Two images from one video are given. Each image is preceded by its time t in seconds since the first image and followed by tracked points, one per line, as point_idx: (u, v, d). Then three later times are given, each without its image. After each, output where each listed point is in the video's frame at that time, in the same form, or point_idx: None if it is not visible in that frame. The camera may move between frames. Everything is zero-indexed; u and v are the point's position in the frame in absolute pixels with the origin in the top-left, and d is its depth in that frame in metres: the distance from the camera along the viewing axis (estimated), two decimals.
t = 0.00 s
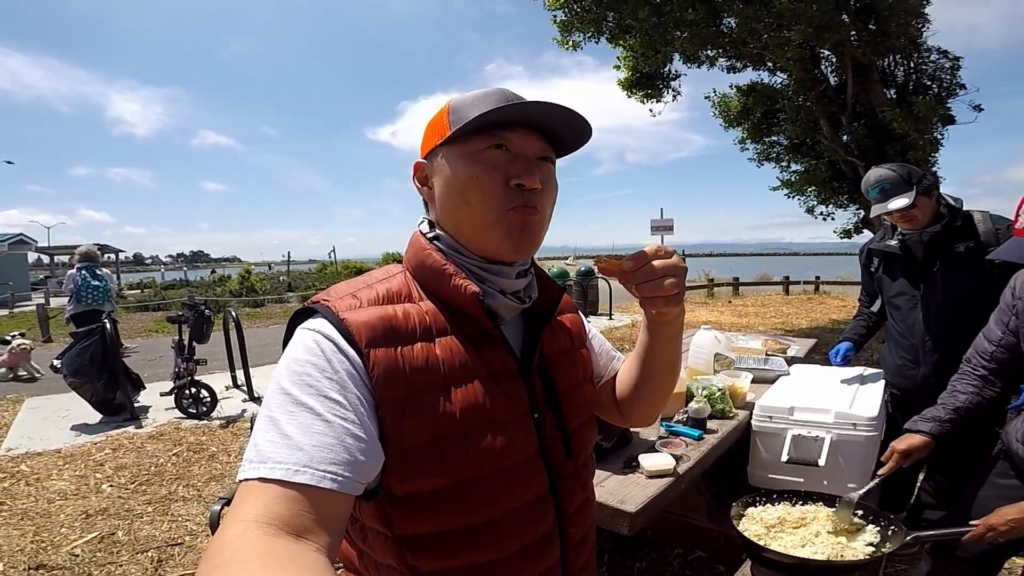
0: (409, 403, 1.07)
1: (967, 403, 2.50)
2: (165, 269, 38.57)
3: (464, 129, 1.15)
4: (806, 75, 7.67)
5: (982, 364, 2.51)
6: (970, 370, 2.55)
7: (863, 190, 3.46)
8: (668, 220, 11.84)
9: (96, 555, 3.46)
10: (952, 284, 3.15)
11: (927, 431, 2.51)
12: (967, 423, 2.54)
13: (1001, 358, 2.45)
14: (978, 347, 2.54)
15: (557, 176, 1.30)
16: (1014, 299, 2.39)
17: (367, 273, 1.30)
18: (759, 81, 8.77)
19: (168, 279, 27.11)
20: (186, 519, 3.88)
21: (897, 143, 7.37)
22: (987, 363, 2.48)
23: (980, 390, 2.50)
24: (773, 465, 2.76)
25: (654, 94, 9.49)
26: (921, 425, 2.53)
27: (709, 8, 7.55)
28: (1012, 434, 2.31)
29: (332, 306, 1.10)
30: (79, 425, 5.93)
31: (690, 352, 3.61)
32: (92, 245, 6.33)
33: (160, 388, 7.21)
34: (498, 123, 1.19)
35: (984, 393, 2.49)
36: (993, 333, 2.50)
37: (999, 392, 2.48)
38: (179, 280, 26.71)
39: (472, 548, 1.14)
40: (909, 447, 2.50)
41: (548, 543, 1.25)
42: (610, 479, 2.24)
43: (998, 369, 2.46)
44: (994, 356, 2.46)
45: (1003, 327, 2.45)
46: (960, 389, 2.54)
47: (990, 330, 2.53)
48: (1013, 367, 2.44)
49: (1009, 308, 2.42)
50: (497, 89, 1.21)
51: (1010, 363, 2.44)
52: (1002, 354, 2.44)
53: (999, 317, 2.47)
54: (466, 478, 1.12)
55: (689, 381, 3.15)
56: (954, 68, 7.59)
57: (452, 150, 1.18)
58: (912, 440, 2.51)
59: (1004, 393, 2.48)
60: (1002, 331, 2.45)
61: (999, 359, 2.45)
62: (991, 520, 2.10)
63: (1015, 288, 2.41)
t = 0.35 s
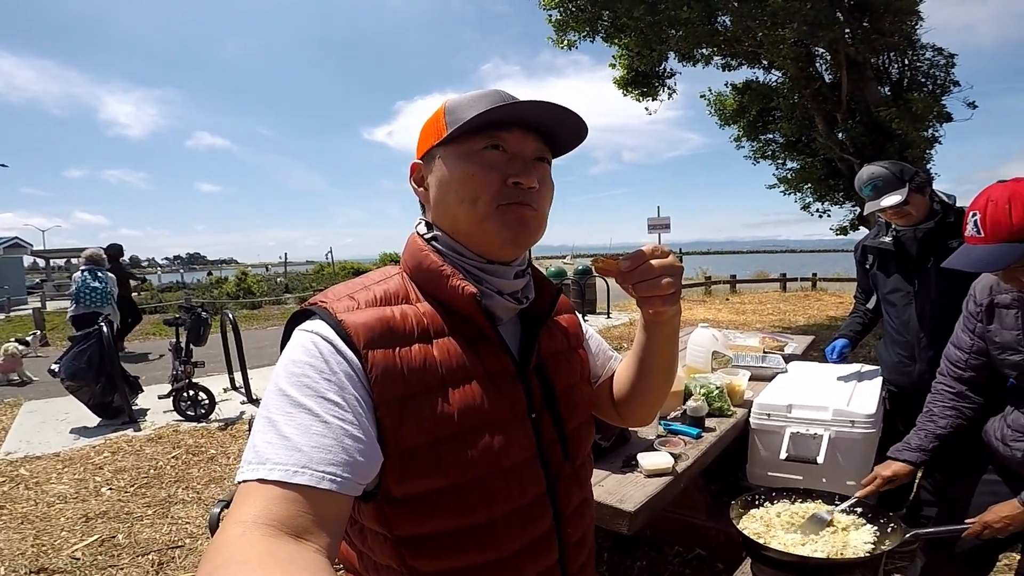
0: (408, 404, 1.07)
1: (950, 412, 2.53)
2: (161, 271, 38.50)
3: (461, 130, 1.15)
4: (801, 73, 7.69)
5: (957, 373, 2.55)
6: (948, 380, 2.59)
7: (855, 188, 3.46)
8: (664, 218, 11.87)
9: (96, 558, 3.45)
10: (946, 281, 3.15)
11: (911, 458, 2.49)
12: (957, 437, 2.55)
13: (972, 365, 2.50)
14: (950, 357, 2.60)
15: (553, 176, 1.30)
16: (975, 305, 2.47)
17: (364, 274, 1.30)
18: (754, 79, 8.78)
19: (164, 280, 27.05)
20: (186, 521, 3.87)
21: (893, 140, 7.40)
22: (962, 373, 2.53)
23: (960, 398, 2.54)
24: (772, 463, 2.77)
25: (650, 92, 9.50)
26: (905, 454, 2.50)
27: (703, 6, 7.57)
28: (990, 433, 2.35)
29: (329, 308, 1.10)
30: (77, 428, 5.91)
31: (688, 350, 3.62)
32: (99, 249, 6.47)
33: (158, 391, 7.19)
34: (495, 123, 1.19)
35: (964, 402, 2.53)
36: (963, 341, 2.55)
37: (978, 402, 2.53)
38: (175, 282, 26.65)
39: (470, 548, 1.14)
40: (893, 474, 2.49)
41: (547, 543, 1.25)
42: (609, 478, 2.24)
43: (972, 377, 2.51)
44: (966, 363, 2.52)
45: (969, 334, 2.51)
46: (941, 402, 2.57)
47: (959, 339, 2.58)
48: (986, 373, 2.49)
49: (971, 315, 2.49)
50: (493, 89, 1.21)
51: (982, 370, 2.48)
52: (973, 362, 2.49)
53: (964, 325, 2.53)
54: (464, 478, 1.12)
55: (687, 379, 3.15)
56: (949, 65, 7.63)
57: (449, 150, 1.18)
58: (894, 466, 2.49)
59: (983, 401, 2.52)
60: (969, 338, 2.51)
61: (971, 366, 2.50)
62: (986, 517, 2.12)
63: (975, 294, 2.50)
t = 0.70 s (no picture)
0: (404, 405, 1.06)
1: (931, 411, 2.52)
2: (159, 271, 38.51)
3: (459, 130, 1.15)
4: (801, 72, 7.69)
5: (929, 374, 2.55)
6: (919, 380, 2.59)
7: (853, 188, 3.46)
8: (663, 218, 11.88)
9: (94, 557, 3.44)
10: (943, 280, 3.15)
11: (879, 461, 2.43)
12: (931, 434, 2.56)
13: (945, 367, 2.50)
14: (922, 357, 2.59)
15: (551, 177, 1.29)
16: (952, 309, 2.47)
17: (362, 276, 1.29)
18: (753, 79, 8.78)
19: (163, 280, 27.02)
20: (184, 520, 3.86)
21: (892, 140, 7.40)
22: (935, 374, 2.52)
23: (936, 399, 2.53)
24: (770, 464, 2.77)
25: (650, 91, 9.50)
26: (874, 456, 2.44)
27: (703, 5, 7.57)
28: (975, 436, 2.35)
29: (326, 308, 1.10)
30: (75, 427, 5.91)
31: (687, 350, 3.61)
32: (97, 248, 6.45)
33: (156, 390, 7.18)
34: (493, 124, 1.18)
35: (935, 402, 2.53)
36: (937, 343, 2.54)
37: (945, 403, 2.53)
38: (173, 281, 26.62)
39: (468, 549, 1.14)
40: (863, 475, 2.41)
41: (543, 544, 1.25)
42: (607, 479, 2.23)
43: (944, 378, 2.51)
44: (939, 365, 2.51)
45: (945, 336, 2.50)
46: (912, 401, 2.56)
47: (934, 340, 2.57)
48: (958, 374, 2.49)
49: (947, 318, 2.49)
50: (491, 90, 1.20)
51: (954, 371, 2.49)
52: (947, 363, 2.49)
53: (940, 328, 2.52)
54: (461, 479, 1.12)
55: (686, 379, 3.15)
56: (948, 64, 7.63)
57: (447, 150, 1.17)
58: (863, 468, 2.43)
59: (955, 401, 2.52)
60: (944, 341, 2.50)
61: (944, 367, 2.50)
62: (983, 519, 2.12)
63: (950, 297, 2.50)
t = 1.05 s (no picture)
0: (404, 405, 1.06)
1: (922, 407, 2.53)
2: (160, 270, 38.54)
3: (461, 130, 1.14)
4: (802, 72, 7.68)
5: (921, 372, 2.56)
6: (909, 378, 2.59)
7: (854, 187, 3.46)
8: (664, 217, 11.87)
9: (95, 556, 3.44)
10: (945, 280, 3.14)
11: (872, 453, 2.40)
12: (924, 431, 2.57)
13: (938, 365, 2.52)
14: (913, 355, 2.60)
15: (552, 178, 1.29)
16: (949, 310, 2.46)
17: (362, 275, 1.29)
18: (754, 78, 8.77)
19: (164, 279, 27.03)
20: (184, 520, 3.86)
21: (894, 138, 7.39)
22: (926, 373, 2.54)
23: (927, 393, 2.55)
24: (771, 464, 2.77)
25: (651, 91, 9.49)
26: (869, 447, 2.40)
27: (704, 5, 7.56)
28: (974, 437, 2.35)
29: (327, 308, 1.09)
30: (76, 427, 5.91)
31: (687, 350, 3.61)
32: (88, 246, 6.32)
33: (157, 389, 7.18)
34: (494, 124, 1.18)
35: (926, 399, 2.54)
36: (930, 342, 2.55)
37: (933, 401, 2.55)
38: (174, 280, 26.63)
39: (468, 549, 1.13)
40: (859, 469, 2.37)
41: (543, 544, 1.25)
42: (608, 479, 2.23)
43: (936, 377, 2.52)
44: (932, 363, 2.53)
45: (940, 336, 2.51)
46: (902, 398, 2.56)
47: (926, 339, 2.58)
48: (951, 371, 2.51)
49: (945, 318, 2.48)
50: (492, 91, 1.20)
51: (948, 369, 2.51)
52: (941, 362, 2.51)
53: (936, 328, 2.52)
54: (461, 478, 1.11)
55: (687, 379, 3.14)
56: (950, 63, 7.62)
57: (448, 150, 1.16)
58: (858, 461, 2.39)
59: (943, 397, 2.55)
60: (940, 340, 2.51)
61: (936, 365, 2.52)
62: (987, 519, 2.10)
63: (949, 298, 2.49)
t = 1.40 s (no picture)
0: (406, 405, 1.06)
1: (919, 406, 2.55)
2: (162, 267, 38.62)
3: (463, 131, 1.14)
4: (804, 73, 7.67)
5: (922, 369, 2.58)
6: (909, 374, 2.62)
7: (856, 189, 3.46)
8: (665, 217, 11.87)
9: (95, 555, 3.44)
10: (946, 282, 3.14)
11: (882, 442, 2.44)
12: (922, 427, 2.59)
13: (938, 363, 2.54)
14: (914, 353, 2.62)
15: (553, 179, 1.28)
16: (953, 309, 2.46)
17: (365, 276, 1.29)
18: (757, 78, 8.76)
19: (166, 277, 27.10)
20: (185, 519, 3.86)
21: (896, 140, 7.38)
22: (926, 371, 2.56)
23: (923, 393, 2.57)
24: (772, 464, 2.77)
25: (653, 91, 9.48)
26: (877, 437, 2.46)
27: (706, 5, 7.55)
28: (976, 436, 2.34)
29: (330, 308, 1.09)
30: (76, 425, 5.91)
31: (688, 351, 3.61)
32: (86, 245, 6.30)
33: (158, 387, 7.20)
34: (497, 125, 1.18)
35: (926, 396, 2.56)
36: (931, 341, 2.57)
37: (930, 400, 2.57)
38: (175, 278, 26.68)
39: (468, 549, 1.13)
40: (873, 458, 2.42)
41: (543, 544, 1.24)
42: (609, 479, 2.23)
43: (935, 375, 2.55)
44: (932, 360, 2.55)
45: (941, 335, 2.52)
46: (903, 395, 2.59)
47: (927, 337, 2.60)
48: (951, 369, 2.53)
49: (948, 317, 2.49)
50: (495, 92, 1.20)
51: (948, 368, 2.53)
52: (940, 360, 2.53)
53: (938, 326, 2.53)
54: (462, 479, 1.11)
55: (688, 379, 3.14)
56: (953, 64, 7.60)
57: (451, 150, 1.16)
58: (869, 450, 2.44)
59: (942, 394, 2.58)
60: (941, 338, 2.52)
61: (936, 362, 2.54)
62: (987, 521, 2.10)
63: (953, 297, 2.48)
